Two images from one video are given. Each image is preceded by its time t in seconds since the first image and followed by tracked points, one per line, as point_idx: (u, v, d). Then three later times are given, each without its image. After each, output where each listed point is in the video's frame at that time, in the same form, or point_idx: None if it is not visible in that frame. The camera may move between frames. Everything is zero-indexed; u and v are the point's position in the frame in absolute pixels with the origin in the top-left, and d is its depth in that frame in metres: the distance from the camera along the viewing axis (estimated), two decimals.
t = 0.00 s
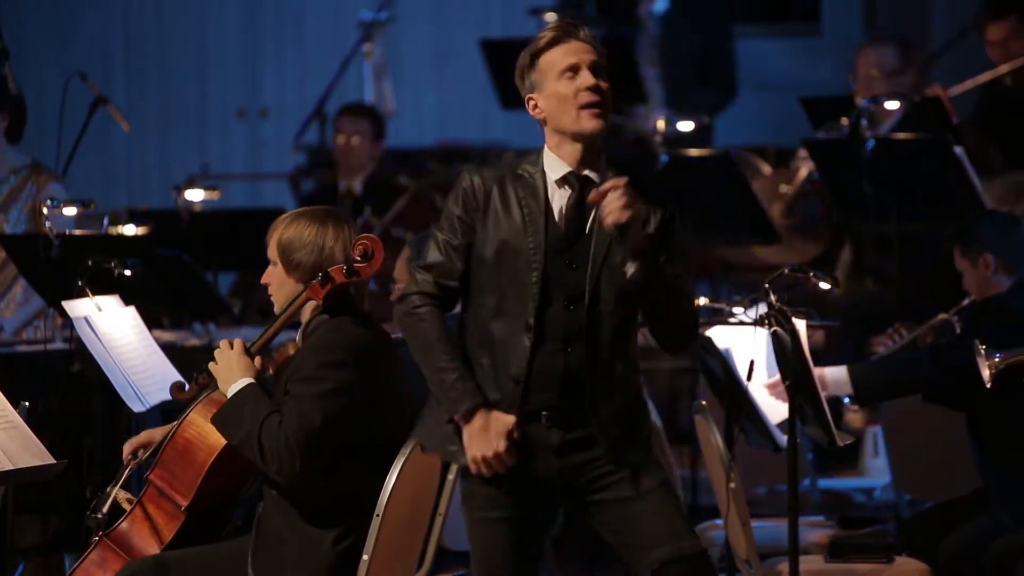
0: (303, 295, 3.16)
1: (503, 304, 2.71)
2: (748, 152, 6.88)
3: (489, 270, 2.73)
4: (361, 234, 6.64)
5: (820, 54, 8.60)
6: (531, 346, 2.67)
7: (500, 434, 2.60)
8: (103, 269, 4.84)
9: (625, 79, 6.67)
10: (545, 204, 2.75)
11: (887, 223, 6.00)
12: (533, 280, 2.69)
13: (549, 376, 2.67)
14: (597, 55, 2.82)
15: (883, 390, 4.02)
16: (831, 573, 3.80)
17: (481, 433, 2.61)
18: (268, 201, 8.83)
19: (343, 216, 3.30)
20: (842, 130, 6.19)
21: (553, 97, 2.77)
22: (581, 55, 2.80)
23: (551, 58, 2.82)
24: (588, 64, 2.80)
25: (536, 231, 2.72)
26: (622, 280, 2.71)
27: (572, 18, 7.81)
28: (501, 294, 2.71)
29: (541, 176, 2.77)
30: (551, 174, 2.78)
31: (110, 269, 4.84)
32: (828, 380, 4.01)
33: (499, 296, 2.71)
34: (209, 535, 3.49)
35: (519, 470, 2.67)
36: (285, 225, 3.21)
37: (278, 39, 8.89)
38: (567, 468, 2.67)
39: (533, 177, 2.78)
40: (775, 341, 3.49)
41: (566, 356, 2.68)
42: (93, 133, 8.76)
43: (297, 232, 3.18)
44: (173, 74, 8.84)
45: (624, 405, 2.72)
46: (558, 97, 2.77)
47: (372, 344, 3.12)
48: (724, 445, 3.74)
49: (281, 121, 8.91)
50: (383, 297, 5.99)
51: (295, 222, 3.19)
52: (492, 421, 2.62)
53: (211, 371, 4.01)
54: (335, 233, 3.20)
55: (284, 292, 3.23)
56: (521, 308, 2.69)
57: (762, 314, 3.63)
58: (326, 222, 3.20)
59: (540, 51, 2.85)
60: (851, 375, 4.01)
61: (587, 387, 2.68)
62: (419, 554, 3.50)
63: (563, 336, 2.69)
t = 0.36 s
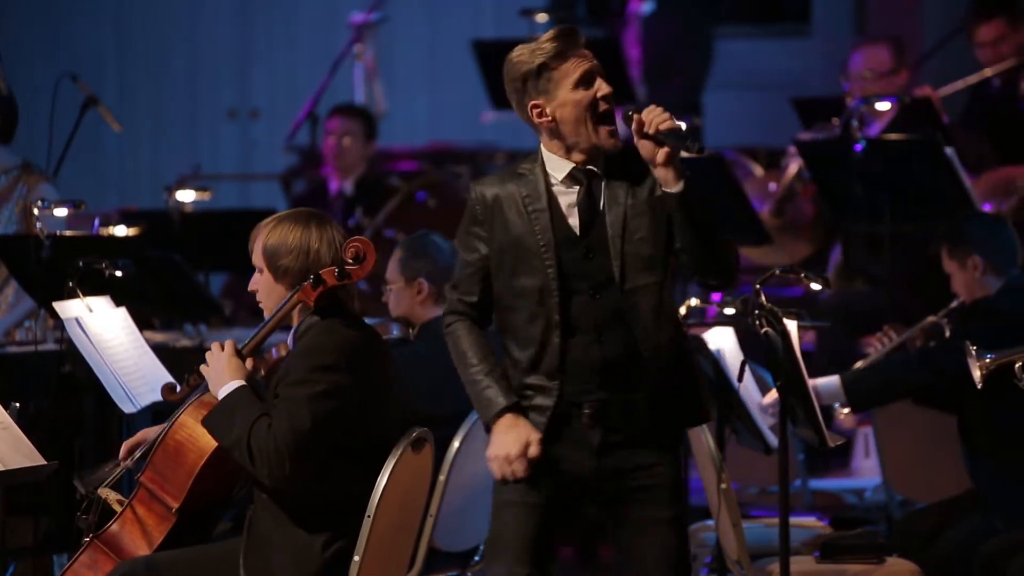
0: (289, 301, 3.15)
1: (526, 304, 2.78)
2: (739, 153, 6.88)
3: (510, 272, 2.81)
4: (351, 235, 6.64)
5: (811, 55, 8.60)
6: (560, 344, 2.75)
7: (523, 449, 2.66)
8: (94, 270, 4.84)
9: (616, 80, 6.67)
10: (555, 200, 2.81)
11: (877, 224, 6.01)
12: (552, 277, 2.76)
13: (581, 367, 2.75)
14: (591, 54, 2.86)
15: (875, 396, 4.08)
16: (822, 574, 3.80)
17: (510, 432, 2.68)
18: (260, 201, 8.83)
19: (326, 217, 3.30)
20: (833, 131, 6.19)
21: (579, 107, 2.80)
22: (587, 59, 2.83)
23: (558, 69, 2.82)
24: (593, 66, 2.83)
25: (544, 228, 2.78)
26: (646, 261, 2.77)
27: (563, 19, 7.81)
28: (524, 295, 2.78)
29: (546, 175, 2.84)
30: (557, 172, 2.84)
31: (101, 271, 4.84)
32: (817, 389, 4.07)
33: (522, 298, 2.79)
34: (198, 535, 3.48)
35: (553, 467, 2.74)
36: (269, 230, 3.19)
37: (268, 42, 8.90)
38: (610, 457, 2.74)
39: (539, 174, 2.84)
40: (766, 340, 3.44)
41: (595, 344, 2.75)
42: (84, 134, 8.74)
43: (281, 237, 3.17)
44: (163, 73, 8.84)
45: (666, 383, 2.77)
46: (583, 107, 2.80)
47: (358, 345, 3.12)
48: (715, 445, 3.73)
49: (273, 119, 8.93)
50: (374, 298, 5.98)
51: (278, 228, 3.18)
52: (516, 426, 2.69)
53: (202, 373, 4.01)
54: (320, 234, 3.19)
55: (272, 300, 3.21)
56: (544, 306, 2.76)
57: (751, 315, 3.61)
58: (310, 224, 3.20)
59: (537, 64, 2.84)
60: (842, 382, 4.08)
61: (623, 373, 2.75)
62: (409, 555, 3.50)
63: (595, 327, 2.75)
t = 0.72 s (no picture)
0: (276, 303, 3.14)
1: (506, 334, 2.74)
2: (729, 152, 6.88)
3: (489, 300, 2.75)
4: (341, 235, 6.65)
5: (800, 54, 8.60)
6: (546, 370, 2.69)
7: (529, 476, 2.61)
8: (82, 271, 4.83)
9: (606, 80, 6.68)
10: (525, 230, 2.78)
11: (867, 224, 6.02)
12: (531, 301, 2.72)
13: (565, 392, 2.72)
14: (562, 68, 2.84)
15: (865, 402, 4.13)
16: (811, 574, 3.80)
17: (512, 472, 2.63)
18: (249, 201, 8.83)
19: (312, 216, 3.29)
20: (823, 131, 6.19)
21: (562, 124, 2.80)
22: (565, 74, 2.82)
23: (538, 87, 2.79)
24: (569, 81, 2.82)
25: (520, 254, 2.74)
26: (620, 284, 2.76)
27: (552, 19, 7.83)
28: (504, 326, 2.74)
29: (511, 202, 2.80)
30: (523, 197, 2.82)
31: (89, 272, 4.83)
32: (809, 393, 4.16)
33: (501, 331, 2.74)
34: (183, 535, 3.48)
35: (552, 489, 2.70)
36: (257, 231, 3.17)
37: (256, 47, 8.89)
38: (602, 476, 2.71)
39: (503, 202, 2.81)
40: (754, 342, 3.46)
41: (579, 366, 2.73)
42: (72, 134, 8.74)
43: (271, 239, 3.15)
44: (152, 75, 8.84)
45: (652, 407, 2.77)
46: (566, 125, 2.80)
47: (364, 345, 3.15)
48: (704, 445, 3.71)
49: (262, 120, 8.91)
50: (363, 299, 5.98)
51: (267, 230, 3.16)
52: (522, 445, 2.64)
53: (192, 373, 4.00)
54: (308, 234, 3.18)
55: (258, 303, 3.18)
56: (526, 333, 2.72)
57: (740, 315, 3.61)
58: (297, 224, 3.19)
59: (515, 86, 2.80)
60: (834, 389, 4.13)
61: (608, 394, 2.73)
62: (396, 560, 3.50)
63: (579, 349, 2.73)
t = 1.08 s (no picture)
0: (264, 302, 3.13)
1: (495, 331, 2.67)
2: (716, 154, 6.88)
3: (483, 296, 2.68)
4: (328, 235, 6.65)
5: (787, 57, 8.61)
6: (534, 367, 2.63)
7: (504, 471, 2.55)
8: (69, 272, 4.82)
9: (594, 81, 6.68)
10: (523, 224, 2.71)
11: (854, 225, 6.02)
12: (524, 299, 2.65)
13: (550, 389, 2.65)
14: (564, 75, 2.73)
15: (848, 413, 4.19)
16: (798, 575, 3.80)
17: (491, 465, 2.56)
18: (235, 203, 8.83)
19: (297, 215, 3.27)
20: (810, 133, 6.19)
21: (566, 133, 2.71)
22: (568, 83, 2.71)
23: (542, 94, 2.68)
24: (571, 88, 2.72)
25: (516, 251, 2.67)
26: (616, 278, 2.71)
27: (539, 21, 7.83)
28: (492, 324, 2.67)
29: (510, 199, 2.73)
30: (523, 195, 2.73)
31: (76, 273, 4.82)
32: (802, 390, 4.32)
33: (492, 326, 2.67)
34: (167, 536, 3.48)
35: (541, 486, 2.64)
36: (241, 232, 3.16)
37: (244, 48, 8.92)
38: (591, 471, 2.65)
39: (503, 200, 2.73)
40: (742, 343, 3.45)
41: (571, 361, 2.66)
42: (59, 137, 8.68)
43: (253, 239, 3.14)
44: (139, 78, 8.84)
45: (651, 402, 2.71)
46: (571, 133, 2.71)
47: (345, 345, 3.12)
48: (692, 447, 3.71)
49: (249, 123, 8.97)
50: (350, 300, 5.98)
51: (251, 229, 3.15)
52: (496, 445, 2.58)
53: (178, 375, 3.99)
54: (292, 234, 3.17)
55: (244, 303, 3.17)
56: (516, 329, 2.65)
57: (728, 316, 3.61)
58: (281, 225, 3.17)
59: (520, 99, 2.68)
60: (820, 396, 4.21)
61: (602, 389, 2.67)
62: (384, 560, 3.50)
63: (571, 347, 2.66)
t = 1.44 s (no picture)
0: (252, 305, 3.12)
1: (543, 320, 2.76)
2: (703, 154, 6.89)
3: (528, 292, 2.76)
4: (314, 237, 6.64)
5: (773, 59, 8.62)
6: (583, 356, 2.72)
7: (554, 435, 2.63)
8: (56, 275, 4.81)
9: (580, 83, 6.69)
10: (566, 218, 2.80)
11: (841, 227, 6.03)
12: (571, 291, 2.73)
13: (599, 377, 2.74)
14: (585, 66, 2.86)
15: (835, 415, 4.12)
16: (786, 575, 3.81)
17: (533, 440, 2.64)
18: (223, 204, 8.83)
19: (289, 218, 3.25)
20: (797, 135, 6.20)
21: (588, 116, 2.79)
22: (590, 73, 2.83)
23: (558, 81, 2.82)
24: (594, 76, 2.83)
25: (558, 246, 2.75)
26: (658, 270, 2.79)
27: (526, 23, 7.84)
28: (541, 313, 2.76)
29: (548, 193, 2.81)
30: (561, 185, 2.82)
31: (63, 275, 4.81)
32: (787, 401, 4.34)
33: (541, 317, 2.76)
34: (154, 539, 3.48)
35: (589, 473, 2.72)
36: (230, 233, 3.15)
37: (229, 45, 8.91)
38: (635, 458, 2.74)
39: (540, 195, 2.81)
40: (730, 344, 3.44)
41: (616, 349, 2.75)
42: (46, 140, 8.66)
43: (242, 241, 3.13)
44: (125, 78, 8.84)
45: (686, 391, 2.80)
46: (589, 111, 2.80)
47: (329, 348, 3.12)
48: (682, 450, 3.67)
49: (235, 125, 8.94)
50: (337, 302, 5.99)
51: (239, 231, 3.14)
52: (544, 421, 2.66)
53: (165, 377, 3.98)
54: (279, 238, 3.15)
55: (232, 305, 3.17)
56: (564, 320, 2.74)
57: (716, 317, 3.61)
58: (269, 229, 3.15)
59: (535, 81, 2.83)
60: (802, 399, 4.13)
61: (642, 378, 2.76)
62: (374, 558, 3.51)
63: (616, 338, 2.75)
